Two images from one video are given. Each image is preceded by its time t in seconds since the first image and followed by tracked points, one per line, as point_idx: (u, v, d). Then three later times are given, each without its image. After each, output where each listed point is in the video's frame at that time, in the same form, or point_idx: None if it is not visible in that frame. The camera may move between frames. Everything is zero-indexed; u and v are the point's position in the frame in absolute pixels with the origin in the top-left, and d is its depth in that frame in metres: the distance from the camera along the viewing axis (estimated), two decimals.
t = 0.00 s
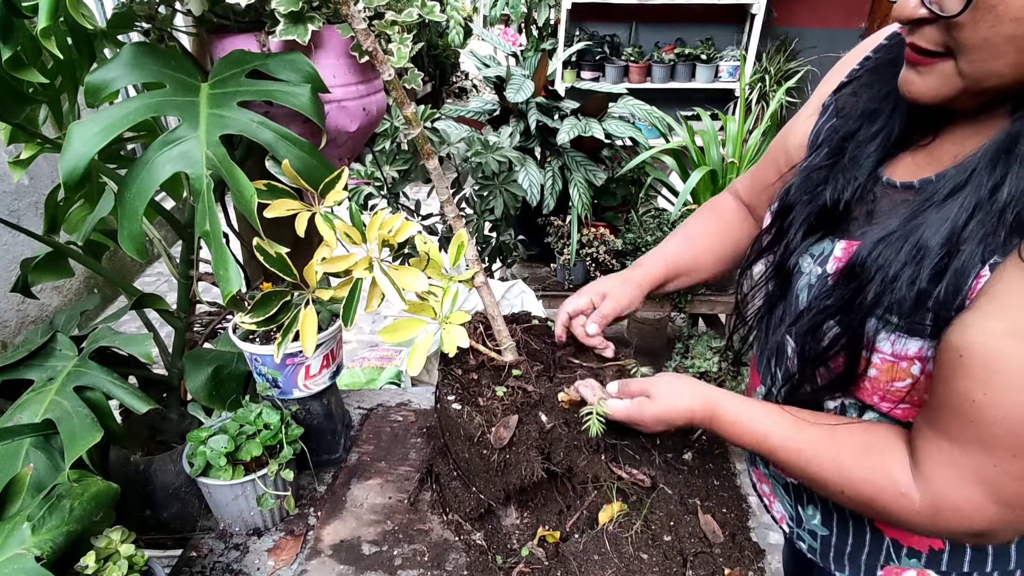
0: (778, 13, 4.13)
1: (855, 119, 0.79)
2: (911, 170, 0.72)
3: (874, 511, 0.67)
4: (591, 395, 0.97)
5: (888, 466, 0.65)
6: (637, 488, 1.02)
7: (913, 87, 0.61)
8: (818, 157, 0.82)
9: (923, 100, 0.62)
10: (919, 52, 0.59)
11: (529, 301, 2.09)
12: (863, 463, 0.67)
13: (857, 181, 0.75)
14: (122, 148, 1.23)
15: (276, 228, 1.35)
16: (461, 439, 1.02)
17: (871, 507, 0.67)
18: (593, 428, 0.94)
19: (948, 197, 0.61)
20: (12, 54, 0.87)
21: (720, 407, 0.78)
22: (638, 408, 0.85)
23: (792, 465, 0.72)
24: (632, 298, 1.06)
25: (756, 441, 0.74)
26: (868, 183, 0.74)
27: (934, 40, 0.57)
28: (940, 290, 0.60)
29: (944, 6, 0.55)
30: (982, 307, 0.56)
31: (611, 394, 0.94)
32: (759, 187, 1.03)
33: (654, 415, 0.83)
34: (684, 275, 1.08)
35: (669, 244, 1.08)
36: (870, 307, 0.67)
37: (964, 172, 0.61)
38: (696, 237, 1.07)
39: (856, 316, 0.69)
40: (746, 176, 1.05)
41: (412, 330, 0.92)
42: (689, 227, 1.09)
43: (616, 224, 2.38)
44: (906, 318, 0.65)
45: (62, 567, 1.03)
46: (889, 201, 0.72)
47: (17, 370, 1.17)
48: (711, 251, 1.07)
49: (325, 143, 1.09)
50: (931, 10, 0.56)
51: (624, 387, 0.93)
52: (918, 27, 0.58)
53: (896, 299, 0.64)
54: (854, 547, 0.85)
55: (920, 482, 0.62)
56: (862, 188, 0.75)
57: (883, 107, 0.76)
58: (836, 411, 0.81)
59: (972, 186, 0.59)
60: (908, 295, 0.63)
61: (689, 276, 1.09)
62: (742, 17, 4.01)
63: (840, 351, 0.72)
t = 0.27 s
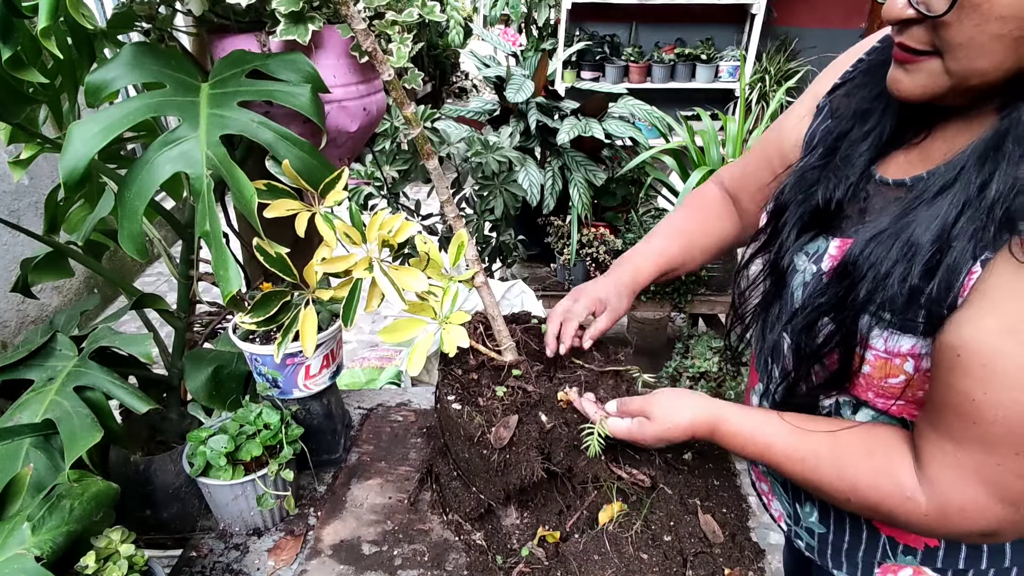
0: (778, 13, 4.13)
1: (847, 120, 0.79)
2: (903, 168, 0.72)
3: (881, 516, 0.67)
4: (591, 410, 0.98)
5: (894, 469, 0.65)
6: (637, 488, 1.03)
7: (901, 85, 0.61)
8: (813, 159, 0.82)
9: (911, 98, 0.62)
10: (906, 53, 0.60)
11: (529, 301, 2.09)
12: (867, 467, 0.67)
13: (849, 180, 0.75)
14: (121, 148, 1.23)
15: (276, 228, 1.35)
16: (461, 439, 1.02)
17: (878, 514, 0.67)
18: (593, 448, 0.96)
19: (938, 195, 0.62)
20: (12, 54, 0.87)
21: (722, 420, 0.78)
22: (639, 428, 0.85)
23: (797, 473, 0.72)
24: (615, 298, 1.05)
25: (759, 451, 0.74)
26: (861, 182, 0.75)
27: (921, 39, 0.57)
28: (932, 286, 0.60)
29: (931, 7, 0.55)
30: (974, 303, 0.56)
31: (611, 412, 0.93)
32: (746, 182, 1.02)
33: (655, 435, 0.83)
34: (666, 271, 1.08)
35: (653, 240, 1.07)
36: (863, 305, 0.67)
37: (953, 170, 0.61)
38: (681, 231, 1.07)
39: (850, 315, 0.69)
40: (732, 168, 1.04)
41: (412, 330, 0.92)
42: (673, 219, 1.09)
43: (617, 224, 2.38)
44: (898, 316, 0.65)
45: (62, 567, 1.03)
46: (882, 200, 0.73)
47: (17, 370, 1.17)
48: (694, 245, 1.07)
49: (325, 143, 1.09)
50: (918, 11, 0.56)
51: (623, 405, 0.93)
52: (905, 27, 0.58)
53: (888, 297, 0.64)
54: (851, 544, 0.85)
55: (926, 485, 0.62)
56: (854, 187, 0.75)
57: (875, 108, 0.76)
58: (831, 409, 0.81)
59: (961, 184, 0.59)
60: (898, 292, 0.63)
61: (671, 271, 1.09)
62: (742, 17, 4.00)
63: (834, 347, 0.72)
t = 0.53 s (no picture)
0: (778, 13, 4.13)
1: (841, 121, 0.79)
2: (898, 169, 0.72)
3: (894, 523, 0.67)
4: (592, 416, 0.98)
5: (903, 474, 0.65)
6: (637, 488, 1.03)
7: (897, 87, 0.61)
8: (809, 160, 0.82)
9: (906, 98, 0.62)
10: (899, 55, 0.60)
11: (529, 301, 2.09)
12: (876, 473, 0.67)
13: (846, 182, 0.75)
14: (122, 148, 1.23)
15: (276, 228, 1.35)
16: (461, 439, 1.02)
17: (888, 521, 0.67)
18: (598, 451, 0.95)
19: (938, 196, 0.62)
20: (12, 54, 0.87)
21: (725, 426, 0.79)
22: (643, 432, 0.87)
23: (804, 481, 0.73)
24: (596, 315, 1.04)
25: (764, 458, 0.75)
26: (858, 184, 0.75)
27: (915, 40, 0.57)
28: (933, 288, 0.60)
29: (923, 7, 0.55)
30: (976, 306, 0.56)
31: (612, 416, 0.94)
32: (729, 180, 1.01)
33: (660, 440, 0.84)
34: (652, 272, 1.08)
35: (636, 246, 1.07)
36: (864, 306, 0.67)
37: (951, 171, 0.61)
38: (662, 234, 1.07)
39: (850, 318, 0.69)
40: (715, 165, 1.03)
41: (412, 330, 0.92)
42: (656, 220, 1.08)
43: (617, 224, 2.38)
44: (899, 318, 0.65)
45: (62, 567, 1.03)
46: (879, 201, 0.73)
47: (17, 370, 1.17)
48: (679, 246, 1.07)
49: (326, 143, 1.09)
50: (911, 11, 0.56)
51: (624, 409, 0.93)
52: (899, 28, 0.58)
53: (890, 300, 0.64)
54: (850, 544, 0.85)
55: (937, 492, 0.62)
56: (851, 189, 0.75)
57: (869, 110, 0.76)
58: (830, 410, 0.81)
59: (960, 185, 0.59)
60: (898, 294, 0.63)
61: (657, 271, 1.09)
62: (742, 17, 4.00)
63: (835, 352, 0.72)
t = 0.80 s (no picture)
0: (778, 13, 4.13)
1: (841, 121, 0.79)
2: (903, 168, 0.73)
3: (899, 526, 0.67)
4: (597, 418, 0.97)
5: (912, 477, 0.65)
6: (637, 488, 1.03)
7: (906, 86, 0.61)
8: (811, 158, 0.81)
9: (918, 99, 0.62)
10: (906, 55, 0.60)
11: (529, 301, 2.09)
12: (884, 476, 0.67)
13: (851, 181, 0.75)
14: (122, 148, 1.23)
15: (276, 228, 1.35)
16: (461, 439, 1.02)
17: (894, 522, 0.67)
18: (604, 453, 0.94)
19: (946, 196, 0.62)
20: (12, 54, 0.87)
21: (728, 428, 0.79)
22: (647, 434, 0.86)
23: (811, 484, 0.72)
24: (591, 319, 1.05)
25: (768, 461, 0.75)
26: (862, 183, 0.75)
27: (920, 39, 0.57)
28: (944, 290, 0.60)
29: (932, 4, 0.55)
30: (989, 308, 0.56)
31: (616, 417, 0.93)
32: (727, 180, 1.01)
33: (664, 442, 0.83)
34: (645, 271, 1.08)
35: (631, 246, 1.06)
36: (872, 309, 0.66)
37: (961, 170, 0.61)
38: (658, 232, 1.06)
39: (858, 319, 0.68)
40: (712, 165, 1.02)
41: (412, 330, 0.92)
42: (649, 219, 1.07)
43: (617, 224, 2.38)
44: (908, 319, 0.65)
45: (62, 567, 1.03)
46: (883, 201, 0.73)
47: (17, 370, 1.17)
48: (672, 245, 1.06)
49: (326, 143, 1.09)
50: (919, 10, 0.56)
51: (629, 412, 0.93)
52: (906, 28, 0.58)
53: (899, 303, 0.64)
54: (851, 545, 0.85)
55: (944, 494, 0.62)
56: (855, 188, 0.75)
57: (870, 111, 0.76)
58: (833, 411, 0.80)
59: (970, 185, 0.59)
60: (909, 296, 0.63)
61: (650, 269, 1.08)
62: (742, 17, 4.00)
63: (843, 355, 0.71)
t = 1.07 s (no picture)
0: (778, 13, 4.13)
1: (842, 122, 0.79)
2: (906, 173, 0.72)
3: (912, 534, 0.67)
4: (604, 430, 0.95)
5: (922, 484, 0.65)
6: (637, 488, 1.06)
7: (914, 89, 0.61)
8: (813, 159, 0.81)
9: (929, 100, 0.61)
10: (913, 57, 0.60)
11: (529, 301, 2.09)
12: (895, 485, 0.66)
13: (854, 182, 0.75)
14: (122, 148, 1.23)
15: (276, 228, 1.35)
16: (461, 439, 1.02)
17: (909, 530, 0.67)
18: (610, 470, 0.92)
19: (951, 200, 0.61)
20: (12, 54, 0.87)
21: (736, 437, 0.77)
22: (656, 449, 0.84)
23: (820, 492, 0.72)
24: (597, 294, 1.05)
25: (777, 469, 0.74)
26: (864, 184, 0.75)
27: (932, 41, 0.57)
28: (951, 295, 0.60)
29: (944, 6, 0.55)
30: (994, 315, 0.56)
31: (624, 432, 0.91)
32: (734, 178, 0.99)
33: (674, 456, 0.81)
34: (647, 259, 1.08)
35: (634, 229, 1.07)
36: (877, 313, 0.66)
37: (966, 174, 0.60)
38: (660, 223, 1.06)
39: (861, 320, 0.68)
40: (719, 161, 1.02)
41: (412, 330, 0.92)
42: (654, 211, 1.07)
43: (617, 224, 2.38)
44: (912, 322, 0.65)
45: (62, 567, 1.03)
46: (884, 202, 0.73)
47: (17, 370, 1.17)
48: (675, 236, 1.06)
49: (325, 143, 1.09)
50: (930, 9, 0.56)
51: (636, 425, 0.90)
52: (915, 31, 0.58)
53: (904, 308, 0.64)
54: (851, 545, 0.84)
55: (958, 505, 0.61)
56: (858, 188, 0.75)
57: (869, 112, 0.76)
58: (833, 412, 0.80)
59: (976, 190, 0.58)
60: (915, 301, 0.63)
61: (651, 258, 1.08)
62: (742, 17, 4.00)
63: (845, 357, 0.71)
